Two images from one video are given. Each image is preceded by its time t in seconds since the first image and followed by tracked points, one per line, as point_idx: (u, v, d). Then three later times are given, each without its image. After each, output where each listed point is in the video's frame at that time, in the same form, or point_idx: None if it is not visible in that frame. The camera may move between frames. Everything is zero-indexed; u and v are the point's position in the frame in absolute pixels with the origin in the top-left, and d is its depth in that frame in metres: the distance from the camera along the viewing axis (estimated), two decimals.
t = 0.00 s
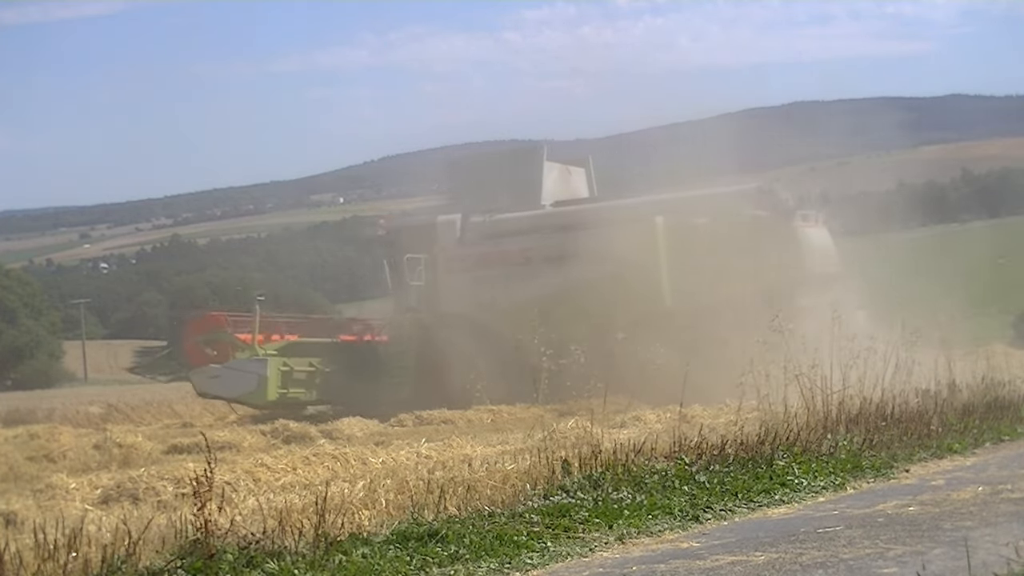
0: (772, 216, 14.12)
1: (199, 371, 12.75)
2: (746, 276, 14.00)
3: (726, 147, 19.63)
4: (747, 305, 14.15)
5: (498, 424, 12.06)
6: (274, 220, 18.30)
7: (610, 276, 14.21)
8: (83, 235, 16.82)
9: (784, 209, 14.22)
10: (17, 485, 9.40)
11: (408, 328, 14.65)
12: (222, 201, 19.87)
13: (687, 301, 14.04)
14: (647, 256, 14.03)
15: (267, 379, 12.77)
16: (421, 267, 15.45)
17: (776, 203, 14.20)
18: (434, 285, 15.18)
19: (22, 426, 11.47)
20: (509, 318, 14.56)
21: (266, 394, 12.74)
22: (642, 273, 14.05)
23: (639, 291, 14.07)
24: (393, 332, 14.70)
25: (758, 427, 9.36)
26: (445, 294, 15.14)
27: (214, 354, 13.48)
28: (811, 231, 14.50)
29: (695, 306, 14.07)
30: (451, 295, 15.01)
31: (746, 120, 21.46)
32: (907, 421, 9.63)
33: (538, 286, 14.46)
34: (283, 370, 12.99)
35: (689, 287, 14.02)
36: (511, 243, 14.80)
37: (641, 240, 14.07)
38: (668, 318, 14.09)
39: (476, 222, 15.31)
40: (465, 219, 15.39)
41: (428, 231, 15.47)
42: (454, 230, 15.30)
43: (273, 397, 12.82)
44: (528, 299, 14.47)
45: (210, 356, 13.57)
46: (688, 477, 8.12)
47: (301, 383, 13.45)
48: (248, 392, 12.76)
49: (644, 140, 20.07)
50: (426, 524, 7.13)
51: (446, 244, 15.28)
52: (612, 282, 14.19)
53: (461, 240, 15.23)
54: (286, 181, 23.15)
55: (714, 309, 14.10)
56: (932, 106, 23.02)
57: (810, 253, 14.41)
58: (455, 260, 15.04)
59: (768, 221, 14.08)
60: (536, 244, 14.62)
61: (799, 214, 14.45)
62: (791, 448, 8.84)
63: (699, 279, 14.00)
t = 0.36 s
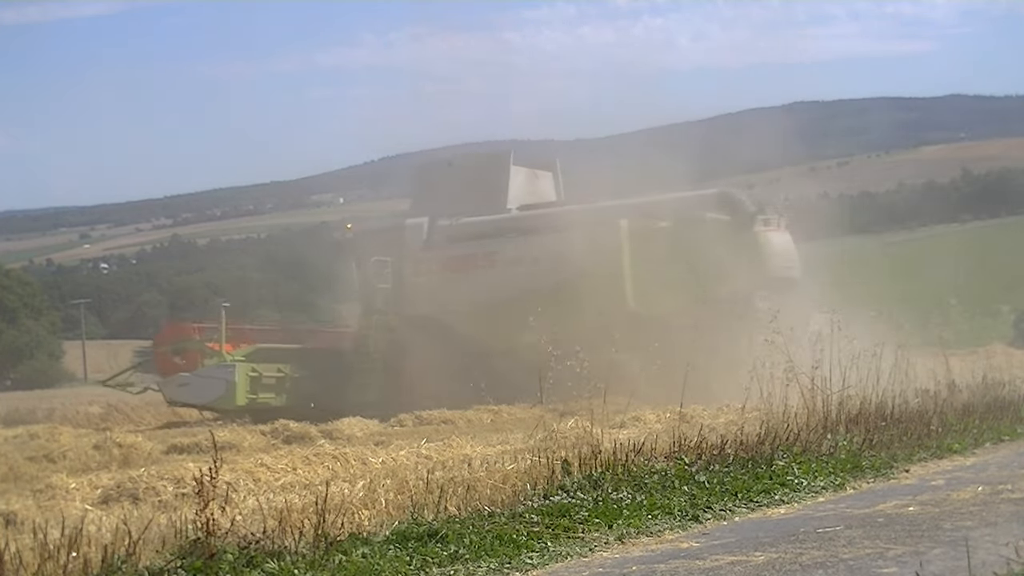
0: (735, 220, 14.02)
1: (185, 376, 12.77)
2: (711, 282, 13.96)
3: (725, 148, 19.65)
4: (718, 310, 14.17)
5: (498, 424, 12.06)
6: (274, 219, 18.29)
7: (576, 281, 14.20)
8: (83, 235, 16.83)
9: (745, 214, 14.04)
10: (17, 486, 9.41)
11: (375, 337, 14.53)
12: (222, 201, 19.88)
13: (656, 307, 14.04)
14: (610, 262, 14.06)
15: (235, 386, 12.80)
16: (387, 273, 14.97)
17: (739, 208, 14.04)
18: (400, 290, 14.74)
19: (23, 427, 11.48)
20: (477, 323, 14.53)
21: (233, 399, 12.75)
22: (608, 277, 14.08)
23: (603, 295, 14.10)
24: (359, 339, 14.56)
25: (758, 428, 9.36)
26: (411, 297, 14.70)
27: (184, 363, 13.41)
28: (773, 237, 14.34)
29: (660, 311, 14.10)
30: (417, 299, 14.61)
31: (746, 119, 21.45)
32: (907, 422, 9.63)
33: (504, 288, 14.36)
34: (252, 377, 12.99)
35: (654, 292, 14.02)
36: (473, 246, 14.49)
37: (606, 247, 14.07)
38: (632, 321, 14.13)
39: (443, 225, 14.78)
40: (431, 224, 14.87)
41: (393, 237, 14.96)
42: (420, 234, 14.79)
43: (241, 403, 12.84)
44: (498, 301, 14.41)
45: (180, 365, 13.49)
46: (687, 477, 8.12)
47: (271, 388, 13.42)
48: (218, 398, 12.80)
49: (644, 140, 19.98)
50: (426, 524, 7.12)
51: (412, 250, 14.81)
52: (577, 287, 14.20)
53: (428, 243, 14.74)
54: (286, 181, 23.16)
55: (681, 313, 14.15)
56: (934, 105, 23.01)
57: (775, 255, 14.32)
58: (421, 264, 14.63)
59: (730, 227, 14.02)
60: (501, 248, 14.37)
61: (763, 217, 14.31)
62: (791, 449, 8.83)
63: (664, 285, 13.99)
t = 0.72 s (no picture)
0: (698, 221, 13.72)
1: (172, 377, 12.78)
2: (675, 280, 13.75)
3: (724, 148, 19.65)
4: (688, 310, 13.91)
5: (497, 423, 12.05)
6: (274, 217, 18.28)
7: (541, 282, 14.05)
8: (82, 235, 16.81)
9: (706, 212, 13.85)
10: (16, 486, 9.40)
11: (341, 334, 14.42)
12: (222, 200, 19.88)
13: (625, 308, 13.88)
14: (571, 262, 13.91)
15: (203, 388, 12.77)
16: (356, 273, 14.99)
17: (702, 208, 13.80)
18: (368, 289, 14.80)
19: (22, 427, 11.47)
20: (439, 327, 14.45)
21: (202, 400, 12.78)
22: (571, 279, 13.88)
23: (560, 298, 13.93)
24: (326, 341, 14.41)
25: (757, 427, 9.36)
26: (377, 296, 14.84)
27: (152, 364, 13.30)
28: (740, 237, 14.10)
29: (625, 316, 13.92)
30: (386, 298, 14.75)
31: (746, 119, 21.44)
32: (906, 421, 9.62)
33: (464, 290, 14.30)
34: (220, 378, 13.01)
35: (619, 294, 13.84)
36: (437, 248, 14.52)
37: (568, 248, 13.92)
38: (588, 330, 13.84)
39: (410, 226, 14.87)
40: (400, 225, 14.94)
41: (361, 237, 15.01)
42: (388, 234, 14.87)
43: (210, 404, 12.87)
44: (459, 302, 14.32)
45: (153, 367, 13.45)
46: (686, 477, 8.11)
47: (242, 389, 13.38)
48: (187, 399, 12.84)
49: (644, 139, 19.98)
50: (425, 524, 7.12)
51: (379, 251, 14.91)
52: (537, 289, 14.09)
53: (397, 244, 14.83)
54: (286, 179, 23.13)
55: (639, 316, 13.96)
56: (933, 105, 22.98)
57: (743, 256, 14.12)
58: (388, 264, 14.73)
59: (695, 227, 13.69)
60: (465, 250, 14.36)
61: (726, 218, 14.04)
62: (789, 448, 8.83)
63: (628, 287, 13.86)
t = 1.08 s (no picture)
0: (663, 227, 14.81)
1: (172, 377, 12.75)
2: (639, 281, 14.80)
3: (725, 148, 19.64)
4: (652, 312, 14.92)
5: (498, 424, 12.06)
6: (275, 216, 18.26)
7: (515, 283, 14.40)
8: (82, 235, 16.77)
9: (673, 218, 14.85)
10: (17, 486, 9.39)
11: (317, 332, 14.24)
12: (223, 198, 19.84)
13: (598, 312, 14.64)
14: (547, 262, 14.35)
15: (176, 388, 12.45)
16: (329, 274, 14.82)
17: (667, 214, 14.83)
18: (341, 287, 14.67)
19: (22, 427, 11.47)
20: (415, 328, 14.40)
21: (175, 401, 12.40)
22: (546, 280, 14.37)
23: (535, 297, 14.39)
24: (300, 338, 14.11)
25: (758, 428, 9.35)
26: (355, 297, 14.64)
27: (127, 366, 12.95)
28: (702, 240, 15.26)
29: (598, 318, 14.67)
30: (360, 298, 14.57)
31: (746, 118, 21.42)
32: (907, 422, 9.63)
33: (440, 288, 14.41)
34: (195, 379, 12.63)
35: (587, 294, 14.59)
36: (413, 250, 14.66)
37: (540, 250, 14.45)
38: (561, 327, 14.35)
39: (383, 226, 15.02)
40: (374, 226, 15.06)
41: (337, 238, 14.96)
42: (364, 235, 14.95)
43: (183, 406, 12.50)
44: (434, 302, 14.40)
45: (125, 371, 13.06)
46: (688, 477, 8.12)
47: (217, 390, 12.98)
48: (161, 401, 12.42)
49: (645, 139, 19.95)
50: (426, 524, 7.12)
51: (354, 252, 14.88)
52: (512, 290, 14.40)
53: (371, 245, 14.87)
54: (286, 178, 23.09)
55: (608, 315, 14.72)
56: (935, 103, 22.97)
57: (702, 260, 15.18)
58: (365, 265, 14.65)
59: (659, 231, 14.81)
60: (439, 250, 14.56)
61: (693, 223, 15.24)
62: (790, 448, 8.83)
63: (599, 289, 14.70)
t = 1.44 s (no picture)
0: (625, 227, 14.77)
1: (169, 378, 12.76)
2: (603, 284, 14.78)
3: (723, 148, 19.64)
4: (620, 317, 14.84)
5: (497, 424, 12.06)
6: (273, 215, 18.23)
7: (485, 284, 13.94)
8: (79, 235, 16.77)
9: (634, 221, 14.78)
10: (14, 485, 9.39)
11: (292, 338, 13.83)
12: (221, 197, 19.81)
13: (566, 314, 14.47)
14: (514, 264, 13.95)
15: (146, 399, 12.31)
16: (297, 276, 14.27)
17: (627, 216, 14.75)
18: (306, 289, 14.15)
19: (20, 426, 11.46)
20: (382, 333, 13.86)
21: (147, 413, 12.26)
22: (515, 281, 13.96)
23: (506, 297, 13.93)
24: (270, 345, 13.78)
25: (755, 427, 9.35)
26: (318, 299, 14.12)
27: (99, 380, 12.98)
28: (665, 243, 15.42)
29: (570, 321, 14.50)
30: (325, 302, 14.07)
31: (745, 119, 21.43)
32: (905, 422, 9.63)
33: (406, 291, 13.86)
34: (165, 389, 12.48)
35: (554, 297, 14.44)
36: (375, 252, 14.19)
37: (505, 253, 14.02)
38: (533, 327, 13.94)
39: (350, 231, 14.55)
40: (342, 229, 14.59)
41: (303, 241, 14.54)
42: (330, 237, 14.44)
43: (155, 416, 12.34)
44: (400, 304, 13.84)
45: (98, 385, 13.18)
46: (685, 477, 8.11)
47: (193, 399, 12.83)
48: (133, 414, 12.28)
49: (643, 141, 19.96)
50: (423, 524, 7.12)
51: (319, 253, 14.41)
52: (482, 290, 13.92)
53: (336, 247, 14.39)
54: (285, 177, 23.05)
55: (576, 317, 14.57)
56: (935, 104, 22.99)
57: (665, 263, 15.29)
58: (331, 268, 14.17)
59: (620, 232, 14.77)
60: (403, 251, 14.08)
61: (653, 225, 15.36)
62: (788, 448, 8.83)
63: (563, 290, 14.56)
